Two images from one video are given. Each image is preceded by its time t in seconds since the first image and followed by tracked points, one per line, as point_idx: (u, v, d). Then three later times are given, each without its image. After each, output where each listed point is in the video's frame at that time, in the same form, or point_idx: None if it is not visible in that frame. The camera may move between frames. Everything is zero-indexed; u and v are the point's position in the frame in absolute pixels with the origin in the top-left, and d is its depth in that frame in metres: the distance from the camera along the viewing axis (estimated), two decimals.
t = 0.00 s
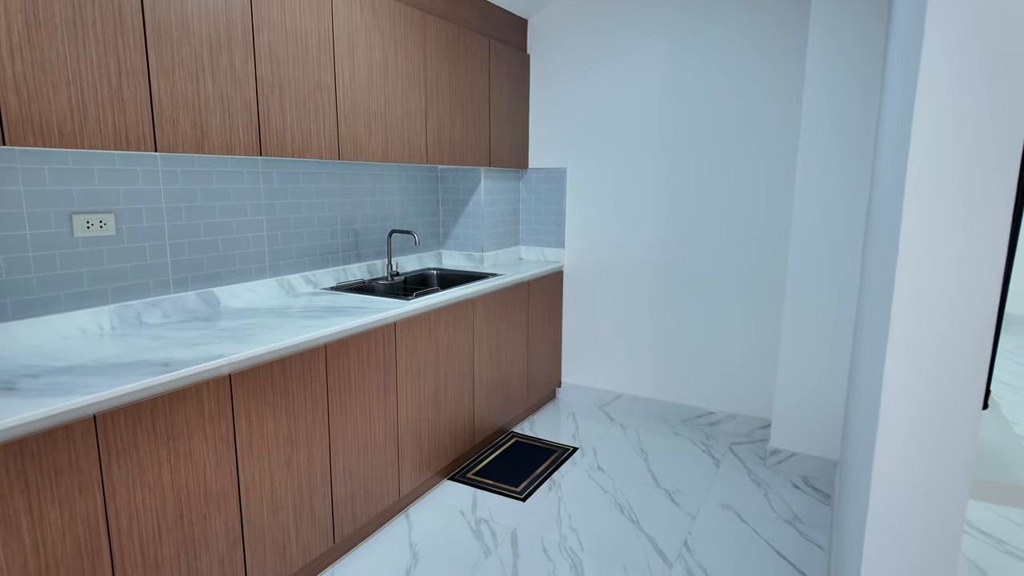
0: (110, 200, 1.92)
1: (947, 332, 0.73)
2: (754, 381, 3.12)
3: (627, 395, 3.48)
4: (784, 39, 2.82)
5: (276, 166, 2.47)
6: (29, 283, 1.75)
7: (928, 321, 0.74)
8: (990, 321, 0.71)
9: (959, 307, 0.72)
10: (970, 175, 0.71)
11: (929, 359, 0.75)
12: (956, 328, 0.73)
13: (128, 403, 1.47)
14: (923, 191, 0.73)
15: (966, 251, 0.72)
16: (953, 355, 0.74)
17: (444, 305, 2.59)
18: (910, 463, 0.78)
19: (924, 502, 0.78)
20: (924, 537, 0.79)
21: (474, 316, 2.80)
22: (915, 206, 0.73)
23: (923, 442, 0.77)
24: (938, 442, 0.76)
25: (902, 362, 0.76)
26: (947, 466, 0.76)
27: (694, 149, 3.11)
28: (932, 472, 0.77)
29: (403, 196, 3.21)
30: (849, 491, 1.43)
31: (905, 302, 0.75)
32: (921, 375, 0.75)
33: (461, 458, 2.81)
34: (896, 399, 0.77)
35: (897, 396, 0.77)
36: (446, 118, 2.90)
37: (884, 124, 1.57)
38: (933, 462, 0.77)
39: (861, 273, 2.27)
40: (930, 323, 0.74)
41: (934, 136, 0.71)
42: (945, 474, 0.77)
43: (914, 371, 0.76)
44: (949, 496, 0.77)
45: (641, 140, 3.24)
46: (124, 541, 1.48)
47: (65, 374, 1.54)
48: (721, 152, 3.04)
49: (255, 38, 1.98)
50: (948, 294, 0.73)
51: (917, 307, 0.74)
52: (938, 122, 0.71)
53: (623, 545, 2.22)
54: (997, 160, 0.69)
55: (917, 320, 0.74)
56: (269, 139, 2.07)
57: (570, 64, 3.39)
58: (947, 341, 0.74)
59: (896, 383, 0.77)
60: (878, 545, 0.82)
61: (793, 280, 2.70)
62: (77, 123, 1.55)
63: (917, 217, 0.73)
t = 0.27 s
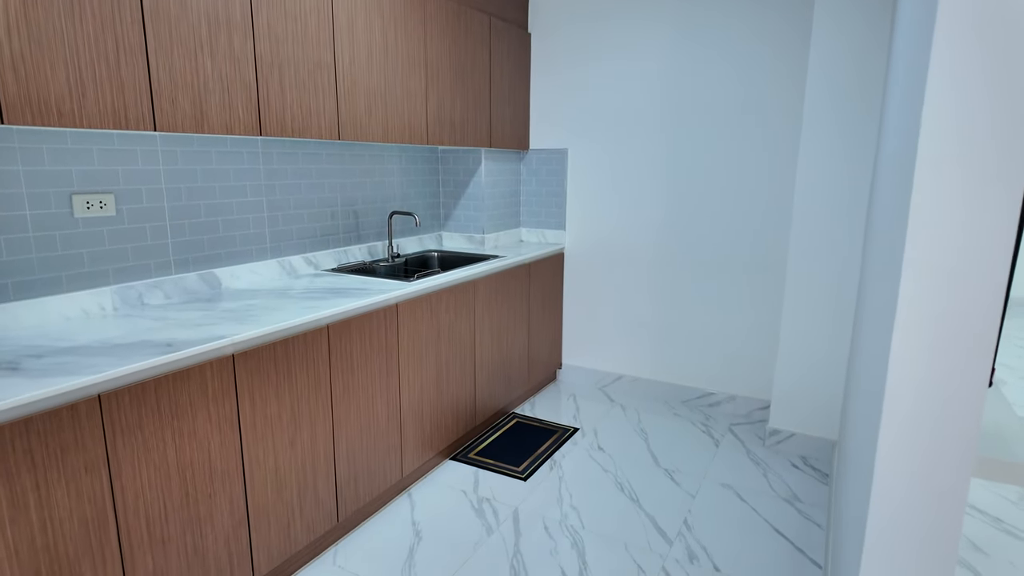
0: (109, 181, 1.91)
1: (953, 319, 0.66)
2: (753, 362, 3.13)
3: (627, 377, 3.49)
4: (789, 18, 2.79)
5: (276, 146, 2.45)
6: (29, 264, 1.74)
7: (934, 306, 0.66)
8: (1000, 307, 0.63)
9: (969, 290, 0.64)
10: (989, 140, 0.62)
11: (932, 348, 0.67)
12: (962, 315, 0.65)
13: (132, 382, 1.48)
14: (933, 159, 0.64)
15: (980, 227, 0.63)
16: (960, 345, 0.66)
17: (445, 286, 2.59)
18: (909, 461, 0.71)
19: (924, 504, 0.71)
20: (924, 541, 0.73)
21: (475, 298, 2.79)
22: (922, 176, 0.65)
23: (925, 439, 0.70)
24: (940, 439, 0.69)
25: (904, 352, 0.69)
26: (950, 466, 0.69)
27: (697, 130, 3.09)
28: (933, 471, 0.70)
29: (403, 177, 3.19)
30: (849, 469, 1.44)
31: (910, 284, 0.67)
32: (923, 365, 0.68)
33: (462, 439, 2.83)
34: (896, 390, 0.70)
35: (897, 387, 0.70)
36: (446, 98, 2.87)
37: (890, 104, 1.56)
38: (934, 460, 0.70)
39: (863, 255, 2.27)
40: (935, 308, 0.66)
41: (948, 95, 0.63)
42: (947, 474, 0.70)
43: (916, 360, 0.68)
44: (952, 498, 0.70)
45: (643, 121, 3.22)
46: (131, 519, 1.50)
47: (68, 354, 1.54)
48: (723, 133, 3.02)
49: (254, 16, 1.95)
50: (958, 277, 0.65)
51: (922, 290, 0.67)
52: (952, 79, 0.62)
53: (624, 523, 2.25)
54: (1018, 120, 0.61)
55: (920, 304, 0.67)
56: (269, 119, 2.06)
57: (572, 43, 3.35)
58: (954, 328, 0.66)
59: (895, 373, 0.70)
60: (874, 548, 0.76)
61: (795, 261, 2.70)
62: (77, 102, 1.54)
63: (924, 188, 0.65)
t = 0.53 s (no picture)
0: (108, 160, 1.89)
1: (960, 300, 0.65)
2: (754, 343, 3.14)
3: (627, 358, 3.51)
4: None
5: (275, 126, 2.43)
6: (30, 243, 1.74)
7: (940, 287, 0.65)
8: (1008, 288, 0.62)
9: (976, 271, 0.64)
10: (999, 118, 0.61)
11: (938, 329, 0.66)
12: (969, 295, 0.64)
13: (136, 361, 1.48)
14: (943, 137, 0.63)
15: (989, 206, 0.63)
16: (966, 326, 0.65)
17: (447, 267, 2.59)
18: (913, 445, 0.70)
19: (926, 489, 0.70)
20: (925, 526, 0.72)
21: (476, 279, 2.79)
22: (932, 154, 0.64)
23: (928, 423, 0.69)
24: (944, 422, 0.68)
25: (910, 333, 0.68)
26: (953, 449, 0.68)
27: (700, 109, 3.06)
28: (936, 454, 0.69)
29: (404, 157, 3.17)
30: (850, 448, 1.45)
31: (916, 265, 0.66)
32: (927, 348, 0.67)
33: (464, 419, 2.84)
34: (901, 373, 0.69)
35: (901, 369, 0.69)
36: (447, 77, 2.84)
37: (897, 80, 1.54)
38: (937, 443, 0.69)
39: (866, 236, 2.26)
40: (942, 289, 0.65)
41: (959, 70, 0.62)
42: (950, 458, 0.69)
43: (921, 342, 0.67)
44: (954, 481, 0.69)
45: (646, 100, 3.18)
46: (137, 496, 1.51)
47: (71, 333, 1.54)
48: (727, 112, 2.99)
49: None
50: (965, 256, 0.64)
51: (929, 271, 0.66)
52: (963, 55, 0.62)
53: (624, 502, 2.27)
54: None
55: (926, 285, 0.66)
56: (269, 97, 2.03)
57: (574, 20, 3.30)
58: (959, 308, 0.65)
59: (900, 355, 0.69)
60: (874, 534, 0.75)
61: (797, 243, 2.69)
62: (72, 79, 1.52)
63: (933, 166, 0.64)
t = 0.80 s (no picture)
0: (107, 140, 1.87)
1: (967, 294, 0.62)
2: (755, 325, 3.14)
3: (629, 341, 3.51)
4: None
5: (275, 106, 2.40)
6: (30, 224, 1.73)
7: (946, 280, 0.62)
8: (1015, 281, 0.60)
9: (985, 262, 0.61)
10: (1013, 101, 0.58)
11: (944, 325, 0.63)
12: (976, 288, 0.61)
13: (139, 342, 1.48)
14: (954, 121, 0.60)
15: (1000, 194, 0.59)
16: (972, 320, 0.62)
17: (448, 249, 2.58)
18: (916, 441, 0.68)
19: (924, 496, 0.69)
20: (926, 523, 0.70)
21: (478, 261, 2.78)
22: (943, 140, 0.60)
23: (932, 420, 0.66)
24: (948, 419, 0.66)
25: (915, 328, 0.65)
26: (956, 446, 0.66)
27: (704, 90, 3.02)
28: (938, 450, 0.67)
29: (405, 139, 3.14)
30: (853, 428, 1.45)
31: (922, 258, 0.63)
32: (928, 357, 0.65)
33: (466, 401, 2.86)
34: (904, 369, 0.66)
35: (905, 365, 0.66)
36: (448, 57, 2.81)
37: (905, 58, 1.52)
38: (941, 440, 0.67)
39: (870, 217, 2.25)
40: (948, 283, 0.62)
41: (966, 69, 0.59)
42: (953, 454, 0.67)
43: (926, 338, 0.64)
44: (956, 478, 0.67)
45: (649, 81, 3.15)
46: (141, 476, 1.52)
47: (73, 314, 1.54)
48: (730, 92, 2.96)
49: None
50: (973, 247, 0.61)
51: (934, 264, 0.63)
52: (980, 32, 0.57)
53: (626, 483, 2.28)
54: None
55: (932, 279, 0.63)
56: (268, 77, 2.01)
57: None
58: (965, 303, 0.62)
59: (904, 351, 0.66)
60: (872, 538, 0.73)
61: (801, 225, 2.67)
62: (71, 58, 1.50)
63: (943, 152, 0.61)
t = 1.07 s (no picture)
0: (107, 123, 1.86)
1: (970, 284, 0.60)
2: (757, 310, 3.14)
3: (630, 325, 3.51)
4: None
5: (274, 89, 2.38)
6: (31, 208, 1.72)
7: (949, 271, 0.61)
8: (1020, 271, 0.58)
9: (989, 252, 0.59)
10: None
11: (946, 316, 0.62)
12: (979, 280, 0.60)
13: (141, 326, 1.48)
14: (960, 106, 0.58)
15: (1006, 183, 0.57)
16: (977, 313, 0.61)
17: (450, 234, 2.57)
18: (914, 435, 0.67)
19: (921, 484, 0.68)
20: (923, 516, 0.69)
21: (479, 246, 2.78)
22: (948, 126, 0.58)
23: (933, 412, 0.65)
24: (949, 412, 0.65)
25: (916, 321, 0.63)
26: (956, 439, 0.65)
27: (707, 72, 2.99)
28: (939, 442, 0.66)
29: (405, 122, 3.12)
30: (854, 411, 1.46)
31: (925, 248, 0.61)
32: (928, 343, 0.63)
33: (468, 385, 2.87)
34: (905, 361, 0.65)
35: (907, 358, 0.65)
36: (449, 39, 2.78)
37: (911, 38, 1.50)
38: (941, 433, 0.66)
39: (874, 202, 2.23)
40: (951, 274, 0.61)
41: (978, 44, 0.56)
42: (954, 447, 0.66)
43: (927, 332, 0.63)
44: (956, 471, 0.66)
45: (652, 63, 3.12)
46: (146, 459, 1.53)
47: (75, 299, 1.54)
48: (734, 74, 2.93)
49: None
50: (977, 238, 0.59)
51: (938, 254, 0.61)
52: (989, 14, 0.55)
53: (627, 466, 2.30)
54: None
55: (935, 269, 0.61)
56: (268, 59, 1.99)
57: None
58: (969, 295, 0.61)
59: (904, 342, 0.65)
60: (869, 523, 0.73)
61: (803, 209, 2.66)
62: (69, 40, 1.48)
63: (949, 139, 0.58)
